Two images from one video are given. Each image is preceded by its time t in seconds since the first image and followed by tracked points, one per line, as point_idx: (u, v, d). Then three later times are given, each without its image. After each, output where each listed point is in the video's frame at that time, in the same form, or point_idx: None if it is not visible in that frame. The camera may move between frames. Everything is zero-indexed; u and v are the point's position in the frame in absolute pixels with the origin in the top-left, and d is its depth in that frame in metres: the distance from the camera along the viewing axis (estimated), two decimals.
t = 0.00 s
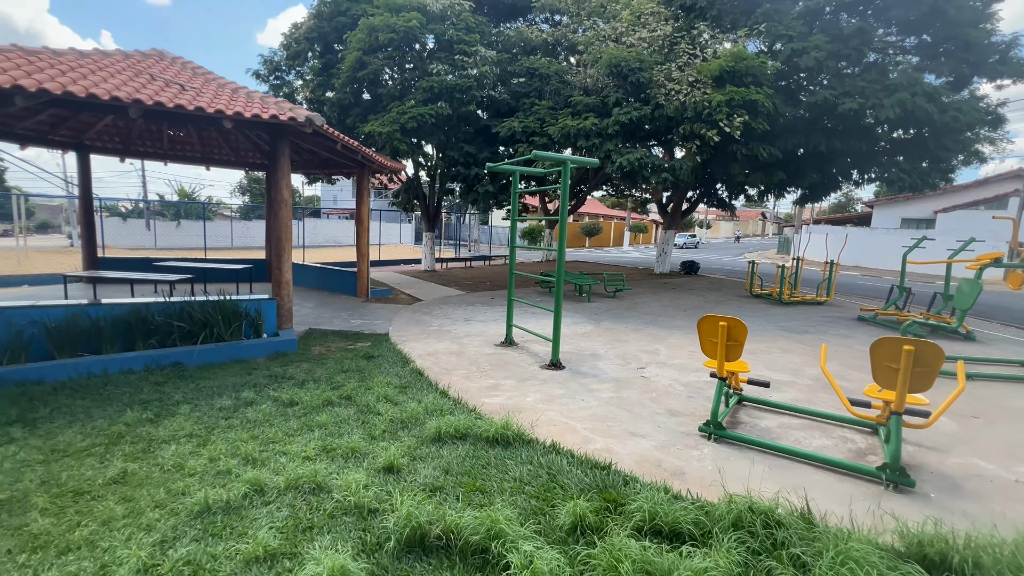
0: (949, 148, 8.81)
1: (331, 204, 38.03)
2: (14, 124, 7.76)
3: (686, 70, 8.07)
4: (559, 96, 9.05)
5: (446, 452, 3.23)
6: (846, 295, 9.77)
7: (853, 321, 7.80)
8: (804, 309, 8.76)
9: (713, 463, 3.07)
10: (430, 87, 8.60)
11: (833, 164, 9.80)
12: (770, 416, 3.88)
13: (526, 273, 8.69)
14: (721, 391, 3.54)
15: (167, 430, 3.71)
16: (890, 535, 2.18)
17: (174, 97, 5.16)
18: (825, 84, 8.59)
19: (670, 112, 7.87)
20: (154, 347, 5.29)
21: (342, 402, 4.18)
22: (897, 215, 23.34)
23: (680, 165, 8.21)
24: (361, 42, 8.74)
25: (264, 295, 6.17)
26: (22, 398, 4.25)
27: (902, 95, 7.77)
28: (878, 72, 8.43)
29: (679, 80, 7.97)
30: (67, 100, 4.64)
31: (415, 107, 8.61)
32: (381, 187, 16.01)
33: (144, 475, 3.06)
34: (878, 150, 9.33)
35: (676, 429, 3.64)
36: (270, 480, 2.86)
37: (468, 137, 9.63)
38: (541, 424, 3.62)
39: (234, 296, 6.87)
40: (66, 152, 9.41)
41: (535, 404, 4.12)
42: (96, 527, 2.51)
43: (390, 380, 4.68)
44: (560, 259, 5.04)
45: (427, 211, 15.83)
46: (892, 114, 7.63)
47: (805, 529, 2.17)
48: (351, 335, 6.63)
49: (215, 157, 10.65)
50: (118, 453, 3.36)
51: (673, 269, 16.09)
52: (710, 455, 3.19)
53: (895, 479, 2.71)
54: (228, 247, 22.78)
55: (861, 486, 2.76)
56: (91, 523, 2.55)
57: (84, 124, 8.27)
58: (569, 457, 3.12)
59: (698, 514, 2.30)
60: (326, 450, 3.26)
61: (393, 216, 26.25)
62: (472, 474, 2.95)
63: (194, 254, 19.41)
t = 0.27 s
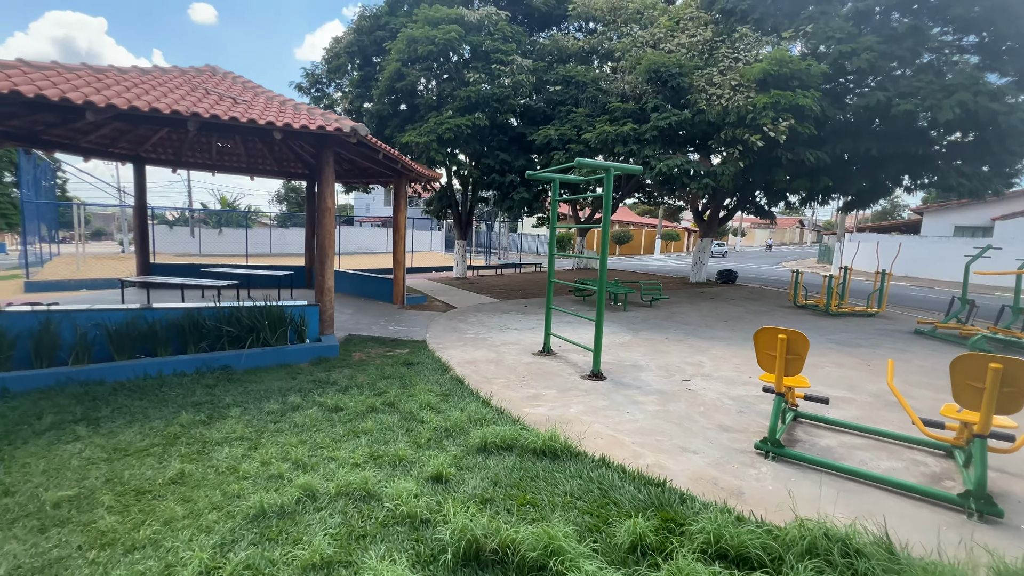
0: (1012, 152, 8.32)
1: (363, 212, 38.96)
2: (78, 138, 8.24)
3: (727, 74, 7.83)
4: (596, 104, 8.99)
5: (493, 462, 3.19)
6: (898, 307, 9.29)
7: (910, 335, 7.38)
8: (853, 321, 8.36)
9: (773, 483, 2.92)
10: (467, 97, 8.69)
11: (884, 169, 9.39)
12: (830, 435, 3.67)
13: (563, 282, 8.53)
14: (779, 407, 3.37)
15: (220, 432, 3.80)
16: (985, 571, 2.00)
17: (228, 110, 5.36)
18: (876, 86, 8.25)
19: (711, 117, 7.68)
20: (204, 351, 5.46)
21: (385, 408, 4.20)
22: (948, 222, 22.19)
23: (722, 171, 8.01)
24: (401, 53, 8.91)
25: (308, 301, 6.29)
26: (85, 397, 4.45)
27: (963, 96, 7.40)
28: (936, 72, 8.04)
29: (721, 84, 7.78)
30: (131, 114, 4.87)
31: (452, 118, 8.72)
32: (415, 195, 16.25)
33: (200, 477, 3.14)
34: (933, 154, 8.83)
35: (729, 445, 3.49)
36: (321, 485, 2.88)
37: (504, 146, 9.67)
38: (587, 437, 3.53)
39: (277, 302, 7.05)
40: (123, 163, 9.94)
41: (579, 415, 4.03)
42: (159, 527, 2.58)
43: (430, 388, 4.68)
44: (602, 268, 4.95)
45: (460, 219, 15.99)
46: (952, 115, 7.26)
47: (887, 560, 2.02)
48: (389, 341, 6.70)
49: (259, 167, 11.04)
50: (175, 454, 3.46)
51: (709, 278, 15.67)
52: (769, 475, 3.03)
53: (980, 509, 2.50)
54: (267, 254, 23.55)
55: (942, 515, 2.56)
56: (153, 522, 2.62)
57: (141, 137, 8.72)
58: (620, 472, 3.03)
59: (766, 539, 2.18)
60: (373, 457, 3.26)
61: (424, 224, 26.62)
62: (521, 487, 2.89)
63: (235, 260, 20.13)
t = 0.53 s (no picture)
0: None
1: (394, 220, 39.71)
2: (135, 151, 8.68)
3: (771, 77, 7.62)
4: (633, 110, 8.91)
5: (542, 475, 3.13)
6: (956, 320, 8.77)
7: (972, 349, 6.95)
8: (908, 333, 7.94)
9: (840, 507, 2.76)
10: (504, 106, 8.75)
11: (939, 173, 8.94)
12: (898, 456, 3.46)
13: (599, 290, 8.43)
14: (843, 425, 3.20)
15: (270, 436, 3.88)
16: None
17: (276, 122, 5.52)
18: (931, 87, 7.89)
19: (753, 121, 7.47)
20: (251, 355, 5.61)
21: (429, 416, 4.20)
22: (1005, 229, 20.95)
23: (765, 176, 7.78)
24: (438, 64, 9.06)
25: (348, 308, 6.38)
26: (142, 399, 4.63)
27: None
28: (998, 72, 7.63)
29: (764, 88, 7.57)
30: (188, 126, 5.07)
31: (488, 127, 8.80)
32: (447, 203, 16.46)
33: (254, 480, 3.20)
34: (995, 157, 8.36)
35: (788, 463, 3.33)
36: (372, 492, 2.88)
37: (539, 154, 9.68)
38: (636, 451, 3.43)
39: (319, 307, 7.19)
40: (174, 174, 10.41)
41: (625, 427, 3.93)
42: (218, 529, 2.63)
43: (472, 396, 4.66)
44: (647, 276, 4.86)
45: (491, 227, 16.07)
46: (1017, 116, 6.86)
47: None
48: (427, 348, 6.73)
49: (300, 177, 11.38)
50: (228, 456, 3.54)
51: (746, 286, 15.22)
52: (836, 497, 2.87)
53: None
54: (302, 261, 24.22)
55: None
56: (214, 524, 2.68)
57: (192, 149, 9.13)
58: (675, 489, 2.92)
59: (844, 567, 2.05)
60: (421, 465, 3.25)
61: (453, 231, 26.89)
62: (573, 501, 2.82)
63: (273, 267, 20.79)
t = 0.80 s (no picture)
0: None
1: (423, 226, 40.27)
2: (184, 159, 9.03)
3: (818, 77, 7.36)
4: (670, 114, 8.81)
5: (593, 487, 3.03)
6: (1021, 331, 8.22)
7: None
8: (968, 345, 7.47)
9: (921, 531, 2.56)
10: (539, 112, 8.75)
11: (1001, 175, 8.43)
12: (977, 477, 3.20)
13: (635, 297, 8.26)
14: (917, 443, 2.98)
15: (315, 439, 3.90)
16: None
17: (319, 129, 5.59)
18: (993, 84, 7.47)
19: (799, 122, 7.20)
20: (293, 357, 5.69)
21: (472, 422, 4.15)
22: None
23: (812, 179, 7.49)
24: (474, 71, 9.13)
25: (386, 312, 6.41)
26: (192, 399, 4.74)
27: None
28: None
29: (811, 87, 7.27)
30: (237, 134, 5.20)
31: (524, 132, 8.81)
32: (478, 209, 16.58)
33: (303, 483, 3.20)
34: None
35: (855, 482, 3.13)
36: (421, 500, 2.84)
37: (573, 158, 9.65)
38: (689, 464, 3.29)
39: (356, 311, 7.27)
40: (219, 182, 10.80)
41: (674, 439, 3.79)
42: (272, 532, 2.64)
43: (513, 403, 4.60)
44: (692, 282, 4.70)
45: (521, 233, 16.05)
46: None
47: None
48: (463, 353, 6.72)
49: (336, 183, 11.63)
50: (277, 458, 3.57)
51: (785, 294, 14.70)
52: (913, 520, 2.67)
53: None
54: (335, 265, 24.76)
55: None
56: (267, 527, 2.69)
57: (237, 156, 9.45)
58: (736, 506, 2.78)
59: None
60: (468, 473, 3.20)
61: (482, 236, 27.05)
62: (628, 515, 2.71)
63: (307, 272, 21.33)
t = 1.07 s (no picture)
0: None
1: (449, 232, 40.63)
2: (226, 166, 9.31)
3: (869, 74, 7.04)
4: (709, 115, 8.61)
5: (646, 503, 2.89)
6: None
7: None
8: None
9: (1018, 564, 2.33)
10: (574, 116, 8.69)
11: None
12: None
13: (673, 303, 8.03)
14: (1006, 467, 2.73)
15: (357, 444, 3.87)
16: None
17: (359, 134, 5.65)
18: None
19: (849, 122, 6.88)
20: (331, 361, 5.72)
21: (513, 431, 4.06)
22: None
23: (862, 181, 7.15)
24: (507, 75, 9.13)
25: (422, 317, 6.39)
26: (235, 401, 4.81)
27: None
28: None
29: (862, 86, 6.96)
30: (280, 140, 5.28)
31: (558, 136, 8.75)
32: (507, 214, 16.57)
33: (347, 489, 3.17)
34: None
35: (933, 506, 2.89)
36: (468, 511, 2.76)
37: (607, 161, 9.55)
38: (747, 481, 3.11)
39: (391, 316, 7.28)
40: (257, 188, 11.09)
41: (727, 453, 3.60)
42: (321, 540, 2.60)
43: (553, 411, 4.48)
44: (741, 289, 4.50)
45: (550, 237, 15.95)
46: None
47: None
48: (497, 359, 6.64)
49: (369, 189, 11.80)
50: (320, 462, 3.56)
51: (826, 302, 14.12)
52: (1007, 552, 2.43)
53: None
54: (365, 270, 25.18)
55: None
56: (315, 534, 2.66)
57: (276, 163, 9.69)
58: (805, 528, 2.59)
59: None
60: (514, 484, 3.10)
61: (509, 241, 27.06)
62: (687, 535, 2.57)
63: (338, 276, 21.73)
